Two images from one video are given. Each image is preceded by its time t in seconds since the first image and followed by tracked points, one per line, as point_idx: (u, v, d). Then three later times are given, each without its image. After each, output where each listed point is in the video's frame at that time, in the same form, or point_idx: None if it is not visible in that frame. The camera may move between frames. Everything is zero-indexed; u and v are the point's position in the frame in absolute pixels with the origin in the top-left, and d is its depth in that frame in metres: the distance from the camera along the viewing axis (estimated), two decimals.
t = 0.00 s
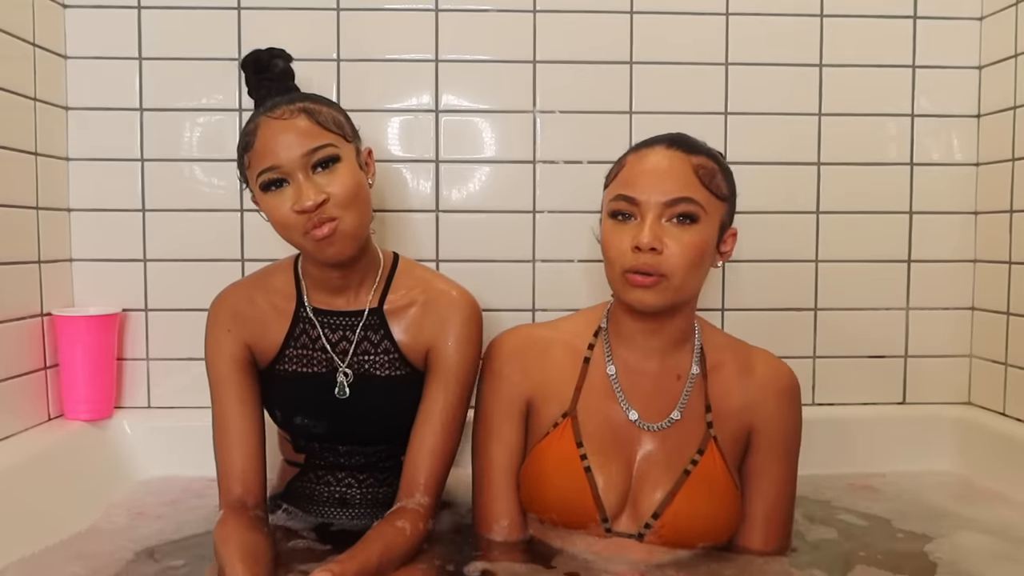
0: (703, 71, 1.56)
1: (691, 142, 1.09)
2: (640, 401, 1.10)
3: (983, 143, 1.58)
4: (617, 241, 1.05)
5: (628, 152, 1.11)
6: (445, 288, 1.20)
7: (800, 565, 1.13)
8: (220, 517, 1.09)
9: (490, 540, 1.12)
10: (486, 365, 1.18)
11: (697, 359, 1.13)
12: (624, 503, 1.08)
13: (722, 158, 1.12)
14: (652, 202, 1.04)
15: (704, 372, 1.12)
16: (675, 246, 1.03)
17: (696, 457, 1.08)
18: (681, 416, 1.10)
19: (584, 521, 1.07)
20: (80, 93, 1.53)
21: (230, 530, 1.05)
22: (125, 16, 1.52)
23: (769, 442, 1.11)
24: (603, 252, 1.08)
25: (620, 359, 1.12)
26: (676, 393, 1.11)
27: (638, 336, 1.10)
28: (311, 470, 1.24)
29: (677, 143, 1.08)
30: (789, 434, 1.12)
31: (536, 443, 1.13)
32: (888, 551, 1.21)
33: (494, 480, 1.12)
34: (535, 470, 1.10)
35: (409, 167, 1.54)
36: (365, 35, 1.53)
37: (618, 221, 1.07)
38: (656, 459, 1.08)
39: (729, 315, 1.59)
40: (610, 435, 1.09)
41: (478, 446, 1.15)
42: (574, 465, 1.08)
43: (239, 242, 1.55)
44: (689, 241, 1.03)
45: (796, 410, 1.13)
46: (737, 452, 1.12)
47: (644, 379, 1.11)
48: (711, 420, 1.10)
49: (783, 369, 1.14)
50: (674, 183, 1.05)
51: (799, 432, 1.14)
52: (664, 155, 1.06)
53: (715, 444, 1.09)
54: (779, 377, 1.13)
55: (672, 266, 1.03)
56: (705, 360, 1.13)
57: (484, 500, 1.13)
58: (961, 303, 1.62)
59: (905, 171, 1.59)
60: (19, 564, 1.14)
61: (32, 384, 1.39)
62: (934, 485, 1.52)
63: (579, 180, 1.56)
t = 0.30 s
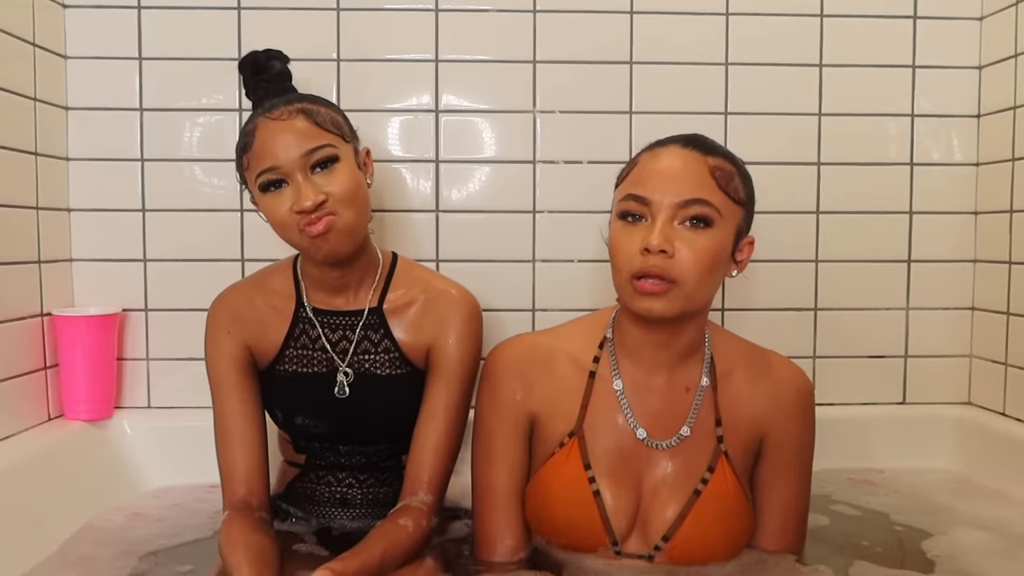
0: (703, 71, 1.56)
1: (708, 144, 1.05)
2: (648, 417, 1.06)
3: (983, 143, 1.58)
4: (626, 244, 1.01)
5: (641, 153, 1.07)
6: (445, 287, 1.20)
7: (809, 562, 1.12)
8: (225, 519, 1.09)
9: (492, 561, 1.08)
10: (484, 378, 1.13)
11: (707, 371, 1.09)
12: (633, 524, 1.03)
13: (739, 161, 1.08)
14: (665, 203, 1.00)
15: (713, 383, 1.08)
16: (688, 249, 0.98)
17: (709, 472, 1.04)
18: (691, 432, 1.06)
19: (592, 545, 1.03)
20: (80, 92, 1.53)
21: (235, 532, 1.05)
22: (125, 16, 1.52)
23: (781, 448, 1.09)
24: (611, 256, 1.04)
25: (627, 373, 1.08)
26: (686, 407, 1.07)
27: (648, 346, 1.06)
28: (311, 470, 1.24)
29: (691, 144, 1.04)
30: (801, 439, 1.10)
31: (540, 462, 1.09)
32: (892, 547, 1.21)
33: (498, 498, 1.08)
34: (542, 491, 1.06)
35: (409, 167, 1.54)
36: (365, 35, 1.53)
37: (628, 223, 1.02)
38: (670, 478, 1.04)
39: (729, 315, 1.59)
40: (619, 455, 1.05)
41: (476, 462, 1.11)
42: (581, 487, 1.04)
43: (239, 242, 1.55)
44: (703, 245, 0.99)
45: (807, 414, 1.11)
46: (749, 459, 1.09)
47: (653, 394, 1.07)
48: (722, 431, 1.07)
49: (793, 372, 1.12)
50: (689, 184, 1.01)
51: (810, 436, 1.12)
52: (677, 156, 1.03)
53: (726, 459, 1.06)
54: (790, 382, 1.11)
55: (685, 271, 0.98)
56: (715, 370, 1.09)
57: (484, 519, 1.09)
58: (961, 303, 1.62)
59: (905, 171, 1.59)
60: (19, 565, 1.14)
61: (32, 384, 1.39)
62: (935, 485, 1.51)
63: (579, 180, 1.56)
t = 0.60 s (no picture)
0: (703, 71, 1.56)
1: (707, 154, 0.98)
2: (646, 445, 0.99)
3: (983, 143, 1.58)
4: (616, 261, 0.92)
5: (637, 167, 1.00)
6: (445, 288, 1.20)
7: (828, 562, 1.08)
8: (224, 519, 1.09)
9: None
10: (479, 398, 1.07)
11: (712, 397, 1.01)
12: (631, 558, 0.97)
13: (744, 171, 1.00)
14: (657, 216, 0.92)
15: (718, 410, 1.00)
16: (684, 264, 0.90)
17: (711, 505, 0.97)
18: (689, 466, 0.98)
19: None
20: (80, 93, 1.53)
21: (232, 532, 1.05)
22: (125, 16, 1.52)
23: (793, 475, 1.00)
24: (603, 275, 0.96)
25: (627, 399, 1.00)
26: (687, 437, 0.99)
27: (644, 373, 0.98)
28: (311, 470, 1.24)
29: (687, 155, 0.97)
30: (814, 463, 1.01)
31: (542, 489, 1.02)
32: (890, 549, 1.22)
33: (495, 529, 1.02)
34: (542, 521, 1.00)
35: (409, 167, 1.54)
36: (365, 35, 1.53)
37: (620, 240, 0.95)
38: (672, 510, 0.97)
39: (729, 315, 1.59)
40: (623, 485, 0.98)
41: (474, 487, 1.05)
42: (584, 519, 0.98)
43: (239, 242, 1.55)
44: (701, 259, 0.91)
45: (821, 435, 1.02)
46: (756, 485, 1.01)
47: (653, 422, 1.00)
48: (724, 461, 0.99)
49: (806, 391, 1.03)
50: (684, 196, 0.93)
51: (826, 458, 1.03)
52: (673, 168, 0.95)
53: (727, 490, 0.98)
54: (800, 403, 1.02)
55: (682, 286, 0.89)
56: (720, 395, 1.01)
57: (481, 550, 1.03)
58: (961, 303, 1.62)
59: (905, 171, 1.59)
60: (19, 565, 1.14)
61: (32, 384, 1.39)
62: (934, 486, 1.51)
63: (579, 180, 1.56)
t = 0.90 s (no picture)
0: (703, 71, 1.56)
1: (697, 155, 0.88)
2: (642, 470, 0.90)
3: (983, 143, 1.58)
4: (589, 267, 0.84)
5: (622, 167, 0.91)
6: (444, 289, 1.20)
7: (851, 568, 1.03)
8: (219, 517, 1.09)
9: None
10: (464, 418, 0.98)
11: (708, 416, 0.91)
12: None
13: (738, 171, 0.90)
14: (633, 217, 0.83)
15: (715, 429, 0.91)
16: (661, 272, 0.81)
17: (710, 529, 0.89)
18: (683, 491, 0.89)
19: None
20: (80, 92, 1.53)
21: (226, 530, 1.05)
22: (125, 16, 1.52)
23: (804, 495, 0.88)
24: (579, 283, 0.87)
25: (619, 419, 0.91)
26: (680, 459, 0.90)
27: (627, 391, 0.89)
28: (308, 470, 1.24)
29: (673, 154, 0.88)
30: (827, 482, 0.89)
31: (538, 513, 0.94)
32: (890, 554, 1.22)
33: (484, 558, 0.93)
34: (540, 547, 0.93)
35: (410, 167, 1.54)
36: (365, 35, 1.53)
37: (596, 245, 0.86)
38: (669, 538, 0.89)
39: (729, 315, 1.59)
40: (619, 511, 0.90)
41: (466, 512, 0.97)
42: (581, 548, 0.90)
43: (239, 241, 1.55)
44: (680, 267, 0.81)
45: (833, 449, 0.90)
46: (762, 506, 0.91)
47: (644, 443, 0.90)
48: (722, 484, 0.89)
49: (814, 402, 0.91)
50: (664, 197, 0.84)
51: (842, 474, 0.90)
52: (656, 167, 0.86)
53: (726, 515, 0.89)
54: (805, 415, 0.90)
55: (657, 297, 0.80)
56: (717, 413, 0.91)
57: None
58: (961, 303, 1.62)
59: (905, 171, 1.59)
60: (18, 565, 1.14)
61: (32, 384, 1.39)
62: (934, 488, 1.51)
63: (579, 180, 1.56)
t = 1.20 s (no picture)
0: (703, 71, 1.56)
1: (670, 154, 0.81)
2: (631, 494, 0.86)
3: (983, 143, 1.58)
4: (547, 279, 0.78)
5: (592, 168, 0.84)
6: (442, 288, 1.20)
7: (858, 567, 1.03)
8: (217, 517, 1.09)
9: None
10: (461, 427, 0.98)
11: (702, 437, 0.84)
12: None
13: (718, 164, 0.81)
14: (589, 224, 0.77)
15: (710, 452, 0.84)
16: (615, 288, 0.74)
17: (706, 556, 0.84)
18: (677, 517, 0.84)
19: None
20: (80, 93, 1.53)
21: (224, 530, 1.05)
22: (125, 16, 1.52)
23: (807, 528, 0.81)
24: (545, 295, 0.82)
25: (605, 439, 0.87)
26: (672, 484, 0.85)
27: (608, 410, 0.84)
28: (306, 470, 1.24)
29: (638, 154, 0.81)
30: (838, 513, 0.81)
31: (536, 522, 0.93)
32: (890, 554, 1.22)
33: (478, 572, 0.93)
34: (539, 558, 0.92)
35: (410, 166, 1.54)
36: (365, 35, 1.53)
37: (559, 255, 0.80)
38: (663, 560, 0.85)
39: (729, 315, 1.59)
40: (608, 531, 0.87)
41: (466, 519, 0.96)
42: (570, 565, 0.89)
43: (239, 241, 1.55)
44: (637, 278, 0.74)
45: (845, 476, 0.81)
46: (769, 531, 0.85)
47: (631, 465, 0.86)
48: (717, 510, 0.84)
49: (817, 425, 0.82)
50: (621, 204, 0.77)
51: (859, 501, 0.82)
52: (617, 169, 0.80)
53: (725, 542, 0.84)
54: (806, 440, 0.82)
55: (610, 315, 0.74)
56: (712, 434, 0.84)
57: None
58: (961, 303, 1.62)
59: (905, 171, 1.59)
60: (19, 565, 1.14)
61: (32, 384, 1.39)
62: (934, 489, 1.51)
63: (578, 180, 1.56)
